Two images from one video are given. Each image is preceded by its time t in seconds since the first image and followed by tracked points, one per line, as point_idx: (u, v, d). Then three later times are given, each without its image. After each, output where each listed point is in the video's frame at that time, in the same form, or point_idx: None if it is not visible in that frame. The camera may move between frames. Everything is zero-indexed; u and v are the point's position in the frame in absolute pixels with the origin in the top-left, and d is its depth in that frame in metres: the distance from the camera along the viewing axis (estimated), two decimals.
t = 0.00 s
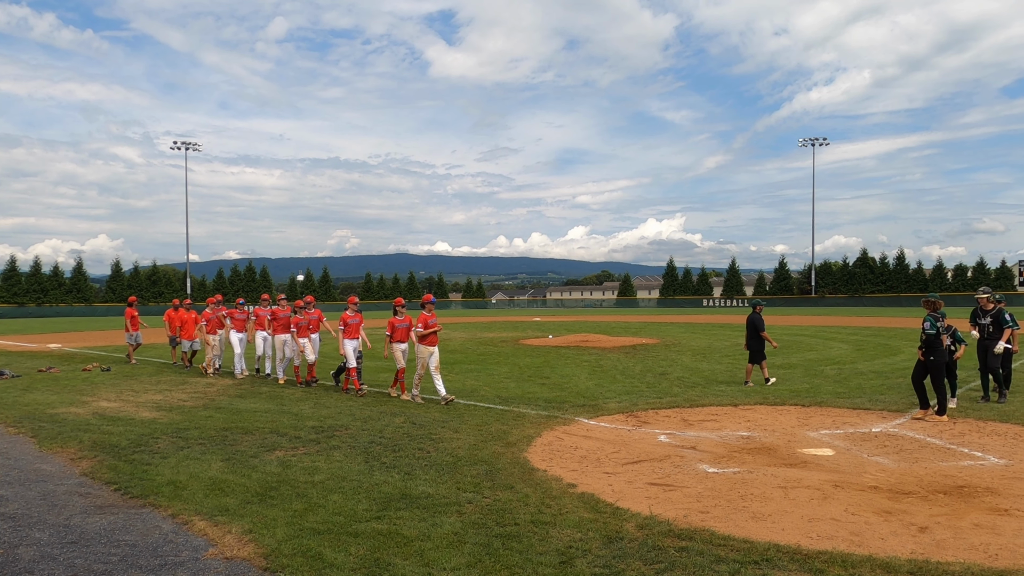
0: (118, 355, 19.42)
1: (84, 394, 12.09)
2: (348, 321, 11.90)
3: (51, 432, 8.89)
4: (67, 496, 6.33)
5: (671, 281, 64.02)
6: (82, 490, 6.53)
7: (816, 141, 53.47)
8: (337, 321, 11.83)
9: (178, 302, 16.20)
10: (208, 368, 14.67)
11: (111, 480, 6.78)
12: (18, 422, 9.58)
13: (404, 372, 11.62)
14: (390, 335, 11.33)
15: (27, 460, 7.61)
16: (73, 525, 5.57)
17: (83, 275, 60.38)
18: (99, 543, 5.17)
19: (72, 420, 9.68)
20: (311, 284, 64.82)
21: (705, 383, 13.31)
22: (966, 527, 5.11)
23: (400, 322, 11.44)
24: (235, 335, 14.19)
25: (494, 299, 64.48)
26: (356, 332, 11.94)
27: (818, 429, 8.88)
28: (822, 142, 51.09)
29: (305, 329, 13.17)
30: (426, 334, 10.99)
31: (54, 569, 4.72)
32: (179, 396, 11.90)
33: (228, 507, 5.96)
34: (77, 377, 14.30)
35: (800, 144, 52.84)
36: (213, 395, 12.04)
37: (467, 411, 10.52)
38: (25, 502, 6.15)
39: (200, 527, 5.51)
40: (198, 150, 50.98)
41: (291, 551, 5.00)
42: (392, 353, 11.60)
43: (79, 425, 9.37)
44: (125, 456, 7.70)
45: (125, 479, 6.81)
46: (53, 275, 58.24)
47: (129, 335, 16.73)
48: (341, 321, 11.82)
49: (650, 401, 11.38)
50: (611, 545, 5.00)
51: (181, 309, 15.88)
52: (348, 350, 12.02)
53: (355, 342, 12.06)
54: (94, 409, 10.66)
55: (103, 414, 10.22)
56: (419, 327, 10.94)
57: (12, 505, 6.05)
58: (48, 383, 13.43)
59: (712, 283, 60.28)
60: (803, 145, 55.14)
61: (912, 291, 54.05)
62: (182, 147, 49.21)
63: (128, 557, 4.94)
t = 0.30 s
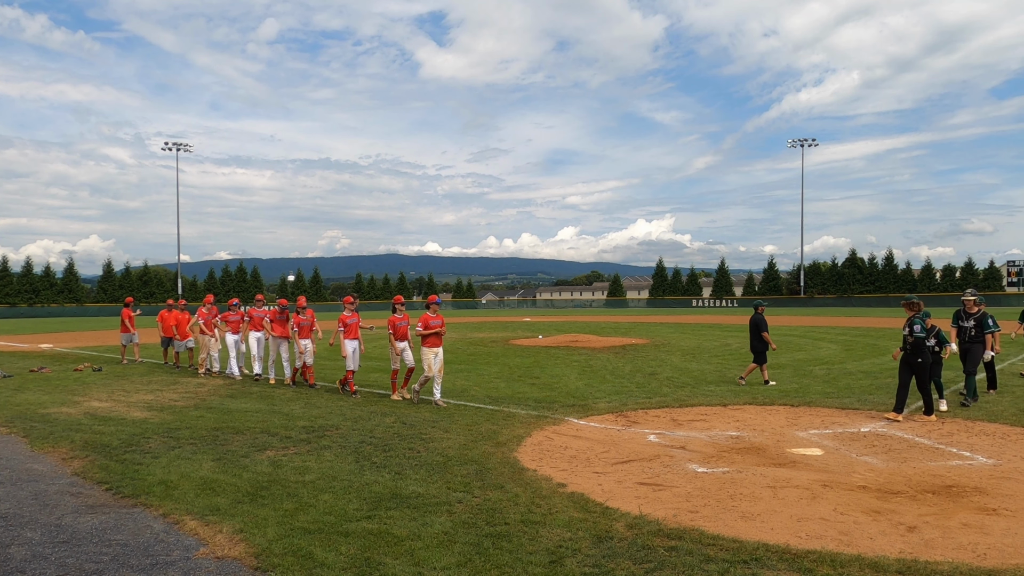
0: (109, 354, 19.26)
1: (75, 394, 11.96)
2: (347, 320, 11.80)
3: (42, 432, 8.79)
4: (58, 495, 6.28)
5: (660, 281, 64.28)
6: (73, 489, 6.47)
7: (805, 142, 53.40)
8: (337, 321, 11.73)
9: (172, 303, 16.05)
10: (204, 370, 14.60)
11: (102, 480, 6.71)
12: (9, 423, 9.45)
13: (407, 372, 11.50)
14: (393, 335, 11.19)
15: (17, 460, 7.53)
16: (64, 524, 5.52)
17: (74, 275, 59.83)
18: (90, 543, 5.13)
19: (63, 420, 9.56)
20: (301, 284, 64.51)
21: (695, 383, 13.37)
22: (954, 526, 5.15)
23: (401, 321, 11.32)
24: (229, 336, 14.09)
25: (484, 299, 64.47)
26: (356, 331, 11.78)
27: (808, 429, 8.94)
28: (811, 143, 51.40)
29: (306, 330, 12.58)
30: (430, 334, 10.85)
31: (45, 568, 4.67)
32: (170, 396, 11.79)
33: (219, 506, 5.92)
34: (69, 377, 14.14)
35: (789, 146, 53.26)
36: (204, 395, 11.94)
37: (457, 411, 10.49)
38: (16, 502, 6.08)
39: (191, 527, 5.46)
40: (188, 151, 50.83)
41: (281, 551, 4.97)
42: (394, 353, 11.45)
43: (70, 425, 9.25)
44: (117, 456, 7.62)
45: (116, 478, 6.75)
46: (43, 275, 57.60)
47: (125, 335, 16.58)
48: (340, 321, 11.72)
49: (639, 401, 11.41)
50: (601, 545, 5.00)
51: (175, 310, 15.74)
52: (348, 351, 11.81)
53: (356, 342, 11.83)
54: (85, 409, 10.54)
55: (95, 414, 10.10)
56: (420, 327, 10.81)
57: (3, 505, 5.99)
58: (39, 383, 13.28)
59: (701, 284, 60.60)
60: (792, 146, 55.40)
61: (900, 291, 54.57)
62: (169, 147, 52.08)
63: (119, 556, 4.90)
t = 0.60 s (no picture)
0: (102, 355, 19.11)
1: (66, 394, 11.83)
2: (346, 320, 11.80)
3: (33, 433, 8.69)
4: (50, 495, 6.23)
5: (650, 281, 64.50)
6: (65, 489, 6.42)
7: (795, 142, 53.41)
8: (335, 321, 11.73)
9: (166, 303, 15.94)
10: (197, 371, 14.51)
11: (93, 479, 6.65)
12: None
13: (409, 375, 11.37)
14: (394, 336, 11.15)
15: (8, 460, 7.45)
16: (56, 524, 5.47)
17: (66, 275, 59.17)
18: (82, 542, 5.09)
19: (54, 420, 9.45)
20: (291, 284, 64.17)
21: (684, 382, 13.42)
22: (941, 526, 5.19)
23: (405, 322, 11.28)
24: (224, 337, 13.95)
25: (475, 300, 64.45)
26: (355, 332, 11.71)
27: (797, 429, 8.99)
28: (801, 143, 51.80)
29: (305, 330, 12.42)
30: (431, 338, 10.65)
31: (36, 568, 4.63)
32: (161, 396, 11.68)
33: (210, 506, 5.87)
34: (60, 377, 14.00)
35: (778, 147, 53.71)
36: (196, 395, 11.84)
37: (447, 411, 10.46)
38: (7, 502, 6.02)
39: (182, 526, 5.42)
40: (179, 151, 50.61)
41: (272, 550, 4.93)
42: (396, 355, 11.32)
43: (61, 425, 9.15)
44: (108, 456, 7.55)
45: (107, 478, 6.69)
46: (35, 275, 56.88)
47: (122, 335, 16.46)
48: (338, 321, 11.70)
49: (629, 401, 11.43)
50: (590, 544, 5.00)
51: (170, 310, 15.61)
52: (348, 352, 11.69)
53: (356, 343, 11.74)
54: (77, 409, 10.42)
55: (86, 414, 9.99)
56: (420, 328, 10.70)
57: None
58: (30, 383, 13.13)
59: (690, 284, 60.88)
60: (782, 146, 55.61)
61: (888, 292, 55.03)
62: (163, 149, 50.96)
63: (110, 556, 4.86)
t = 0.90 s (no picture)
0: (94, 354, 18.95)
1: (57, 394, 11.69)
2: (347, 321, 11.54)
3: (24, 433, 8.59)
4: (42, 494, 6.17)
5: (639, 281, 64.70)
6: (57, 488, 6.37)
7: (782, 142, 52.61)
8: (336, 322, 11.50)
9: (158, 303, 15.81)
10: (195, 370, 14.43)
11: (85, 479, 6.58)
12: None
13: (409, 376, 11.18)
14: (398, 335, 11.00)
15: None
16: (47, 523, 5.42)
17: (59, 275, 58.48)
18: (73, 541, 5.04)
19: (45, 420, 9.33)
20: (282, 285, 63.82)
21: (674, 382, 13.47)
22: (930, 525, 5.24)
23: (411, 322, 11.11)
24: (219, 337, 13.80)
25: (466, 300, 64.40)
26: (356, 334, 11.48)
27: (787, 429, 9.04)
28: (789, 144, 52.00)
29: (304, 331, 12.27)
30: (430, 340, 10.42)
31: (27, 567, 4.59)
32: (152, 396, 11.57)
33: (201, 506, 5.83)
34: (52, 377, 13.84)
35: (767, 147, 53.95)
36: (187, 395, 11.73)
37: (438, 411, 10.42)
38: None
39: (173, 526, 5.38)
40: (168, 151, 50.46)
41: (263, 550, 4.90)
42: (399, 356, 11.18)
43: (53, 425, 9.05)
44: (100, 455, 7.48)
45: (99, 477, 6.63)
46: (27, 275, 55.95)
47: (117, 337, 16.32)
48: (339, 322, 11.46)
49: (618, 401, 11.45)
50: (580, 544, 5.00)
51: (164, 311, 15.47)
52: (347, 352, 11.53)
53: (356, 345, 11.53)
54: (68, 409, 10.30)
55: (77, 414, 9.87)
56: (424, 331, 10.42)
57: None
58: (21, 383, 12.98)
59: (679, 285, 61.14)
60: (771, 145, 54.25)
61: (877, 292, 55.47)
62: (151, 147, 48.37)
63: (102, 555, 4.82)
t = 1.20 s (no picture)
0: (86, 354, 18.79)
1: (49, 394, 11.56)
2: (347, 319, 11.47)
3: (15, 433, 8.51)
4: (33, 494, 6.14)
5: (630, 281, 64.87)
6: (49, 488, 6.33)
7: (773, 142, 52.80)
8: (335, 319, 11.42)
9: (151, 303, 15.68)
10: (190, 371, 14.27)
11: (77, 479, 6.54)
12: None
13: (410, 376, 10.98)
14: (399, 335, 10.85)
15: None
16: (38, 523, 5.40)
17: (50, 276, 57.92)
18: (64, 541, 5.02)
19: (36, 420, 9.23)
20: (273, 285, 63.50)
21: (664, 382, 13.52)
22: (919, 525, 5.27)
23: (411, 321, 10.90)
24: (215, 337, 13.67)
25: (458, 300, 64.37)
26: (356, 333, 11.38)
27: (777, 429, 9.08)
28: (778, 146, 52.25)
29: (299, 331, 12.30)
30: (430, 340, 10.25)
31: (19, 566, 4.58)
32: (143, 396, 11.46)
33: (192, 505, 5.79)
34: (43, 377, 13.69)
35: (757, 148, 54.16)
36: (179, 395, 11.62)
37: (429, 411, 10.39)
38: None
39: (165, 525, 5.35)
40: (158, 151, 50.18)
41: (254, 549, 4.88)
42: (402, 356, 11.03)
43: (44, 425, 8.96)
44: (92, 455, 7.43)
45: (91, 477, 6.59)
46: (18, 275, 55.38)
47: (111, 337, 16.18)
48: (338, 320, 11.41)
49: (608, 401, 11.46)
50: (570, 543, 5.01)
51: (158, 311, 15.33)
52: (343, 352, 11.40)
53: (353, 344, 11.42)
54: (60, 409, 10.19)
55: (69, 414, 9.75)
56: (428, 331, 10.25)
57: None
58: (11, 383, 12.84)
59: (669, 285, 61.35)
60: (760, 147, 54.43)
61: (865, 292, 55.89)
62: (145, 147, 49.41)
63: (94, 555, 4.80)
